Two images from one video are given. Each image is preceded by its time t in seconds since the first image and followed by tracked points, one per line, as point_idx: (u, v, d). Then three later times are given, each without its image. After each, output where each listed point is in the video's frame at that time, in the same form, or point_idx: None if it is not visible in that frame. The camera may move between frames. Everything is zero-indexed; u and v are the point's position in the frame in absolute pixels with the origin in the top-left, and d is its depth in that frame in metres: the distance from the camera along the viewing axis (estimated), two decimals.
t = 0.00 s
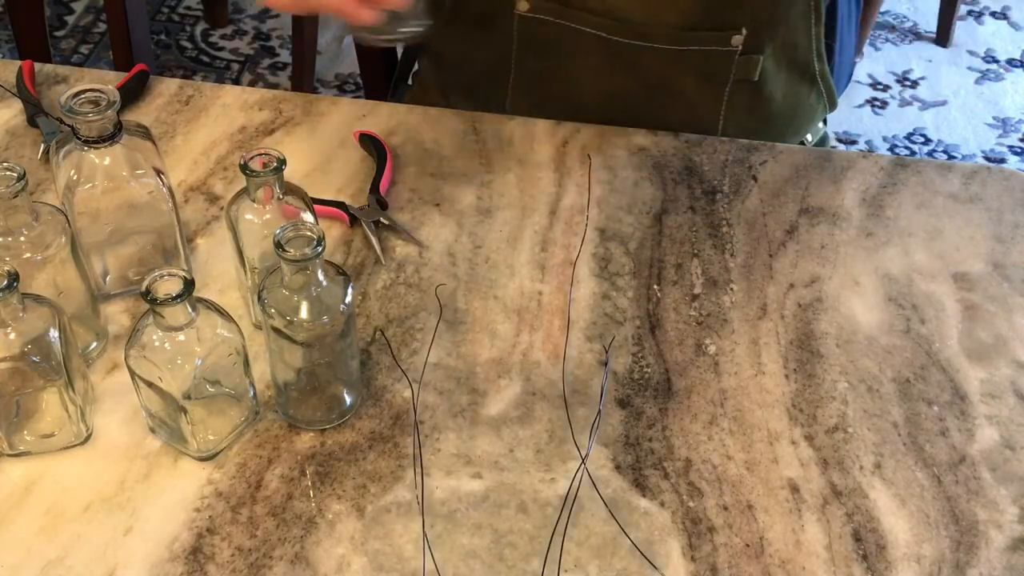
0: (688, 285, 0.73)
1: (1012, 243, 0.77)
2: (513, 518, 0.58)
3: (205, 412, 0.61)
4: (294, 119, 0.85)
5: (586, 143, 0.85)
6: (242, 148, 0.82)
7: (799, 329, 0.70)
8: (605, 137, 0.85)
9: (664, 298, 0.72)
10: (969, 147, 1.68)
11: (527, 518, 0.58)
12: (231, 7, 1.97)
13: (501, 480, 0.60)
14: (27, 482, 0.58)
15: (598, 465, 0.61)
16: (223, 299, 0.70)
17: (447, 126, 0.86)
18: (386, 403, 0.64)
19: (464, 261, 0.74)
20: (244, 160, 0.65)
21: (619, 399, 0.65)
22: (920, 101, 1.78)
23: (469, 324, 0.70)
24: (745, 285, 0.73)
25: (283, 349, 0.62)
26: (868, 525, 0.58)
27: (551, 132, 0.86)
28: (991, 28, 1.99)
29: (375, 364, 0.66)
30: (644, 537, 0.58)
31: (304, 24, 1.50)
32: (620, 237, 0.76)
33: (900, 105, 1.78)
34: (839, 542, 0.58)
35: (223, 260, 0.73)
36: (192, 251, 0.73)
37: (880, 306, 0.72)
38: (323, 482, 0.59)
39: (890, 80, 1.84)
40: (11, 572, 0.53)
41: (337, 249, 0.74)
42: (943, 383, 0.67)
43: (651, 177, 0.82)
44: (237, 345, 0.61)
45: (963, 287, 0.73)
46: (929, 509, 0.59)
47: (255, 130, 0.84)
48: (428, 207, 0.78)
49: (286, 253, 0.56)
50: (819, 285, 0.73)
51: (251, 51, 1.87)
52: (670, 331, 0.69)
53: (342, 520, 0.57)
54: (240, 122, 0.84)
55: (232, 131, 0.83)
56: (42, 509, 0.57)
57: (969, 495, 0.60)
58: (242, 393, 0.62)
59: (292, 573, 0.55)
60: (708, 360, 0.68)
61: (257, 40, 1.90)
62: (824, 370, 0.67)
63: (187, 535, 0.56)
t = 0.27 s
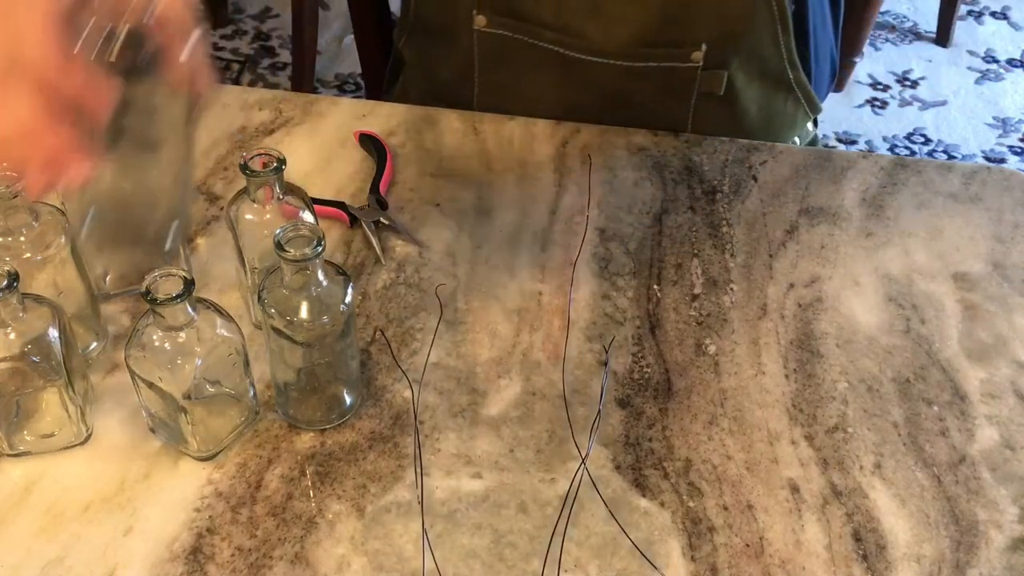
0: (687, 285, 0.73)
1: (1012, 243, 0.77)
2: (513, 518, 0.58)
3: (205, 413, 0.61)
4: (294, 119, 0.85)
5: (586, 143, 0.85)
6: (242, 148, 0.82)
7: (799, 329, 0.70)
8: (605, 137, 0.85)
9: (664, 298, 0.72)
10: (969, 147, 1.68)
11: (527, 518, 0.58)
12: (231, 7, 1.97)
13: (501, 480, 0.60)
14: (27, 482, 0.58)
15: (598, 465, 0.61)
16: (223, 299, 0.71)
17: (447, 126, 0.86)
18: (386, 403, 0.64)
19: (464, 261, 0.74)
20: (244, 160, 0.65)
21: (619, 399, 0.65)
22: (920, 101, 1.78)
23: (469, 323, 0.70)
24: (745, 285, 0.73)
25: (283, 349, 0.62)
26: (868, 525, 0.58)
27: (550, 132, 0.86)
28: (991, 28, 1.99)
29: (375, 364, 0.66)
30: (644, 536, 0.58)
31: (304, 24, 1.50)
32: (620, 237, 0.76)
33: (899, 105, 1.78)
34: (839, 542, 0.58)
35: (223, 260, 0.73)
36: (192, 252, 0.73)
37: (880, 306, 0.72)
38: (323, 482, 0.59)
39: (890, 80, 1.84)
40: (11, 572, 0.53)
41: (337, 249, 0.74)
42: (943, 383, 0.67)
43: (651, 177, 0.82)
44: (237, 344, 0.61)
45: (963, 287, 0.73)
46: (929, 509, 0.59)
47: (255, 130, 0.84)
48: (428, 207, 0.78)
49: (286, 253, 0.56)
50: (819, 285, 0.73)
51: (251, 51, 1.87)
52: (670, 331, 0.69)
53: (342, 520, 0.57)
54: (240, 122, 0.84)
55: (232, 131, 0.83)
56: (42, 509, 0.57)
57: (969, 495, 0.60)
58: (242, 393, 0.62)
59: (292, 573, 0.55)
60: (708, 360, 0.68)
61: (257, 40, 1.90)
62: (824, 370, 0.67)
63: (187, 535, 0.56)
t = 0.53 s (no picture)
0: (688, 285, 0.73)
1: (1011, 243, 0.77)
2: (514, 518, 0.58)
3: (205, 413, 0.61)
4: (294, 119, 0.85)
5: (586, 144, 0.85)
6: (242, 148, 0.82)
7: (799, 329, 0.70)
8: (605, 138, 0.85)
9: (664, 299, 0.72)
10: (969, 147, 1.67)
11: (527, 518, 0.58)
12: (231, 7, 1.97)
13: (501, 480, 0.60)
14: (27, 482, 0.58)
15: (598, 465, 0.61)
16: (223, 299, 0.71)
17: (448, 126, 0.86)
18: (386, 403, 0.64)
19: (464, 262, 0.74)
20: (244, 160, 0.66)
21: (619, 399, 0.65)
22: (920, 101, 1.78)
23: (469, 323, 0.70)
24: (745, 285, 0.73)
25: (283, 349, 0.62)
26: (868, 525, 0.58)
27: (550, 132, 0.86)
28: (991, 28, 1.99)
29: (375, 364, 0.66)
30: (644, 536, 0.58)
31: (304, 24, 1.50)
32: (620, 237, 0.76)
33: (899, 105, 1.78)
34: (839, 542, 0.58)
35: (223, 260, 0.73)
36: (192, 252, 0.73)
37: (880, 306, 0.72)
38: (323, 482, 0.59)
39: (890, 80, 1.84)
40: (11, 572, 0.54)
41: (337, 249, 0.74)
42: (943, 383, 0.67)
43: (651, 177, 0.82)
44: (237, 345, 0.62)
45: (963, 287, 0.73)
46: (929, 509, 0.59)
47: (255, 130, 0.84)
48: (427, 207, 0.78)
49: (287, 253, 0.56)
50: (819, 285, 0.73)
51: (251, 51, 1.87)
52: (670, 331, 0.70)
53: (342, 520, 0.57)
54: (240, 122, 0.84)
55: (232, 131, 0.83)
56: (42, 509, 0.57)
57: (969, 495, 0.60)
58: (242, 393, 0.63)
59: (292, 573, 0.55)
60: (708, 360, 0.68)
61: (257, 40, 1.90)
62: (824, 370, 0.67)
63: (187, 535, 0.56)
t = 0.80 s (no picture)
0: (688, 285, 0.73)
1: (1012, 243, 0.77)
2: (514, 518, 0.58)
3: (206, 412, 0.62)
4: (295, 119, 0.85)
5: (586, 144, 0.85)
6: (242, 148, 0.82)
7: (799, 329, 0.70)
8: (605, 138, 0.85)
9: (664, 299, 0.72)
10: (969, 147, 1.67)
11: (527, 518, 0.58)
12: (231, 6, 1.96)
13: (501, 480, 0.60)
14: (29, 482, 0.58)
15: (598, 465, 0.61)
16: (223, 300, 0.71)
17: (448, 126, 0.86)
18: (386, 403, 0.64)
19: (464, 262, 0.74)
20: (244, 160, 0.66)
21: (619, 399, 0.65)
22: (920, 101, 1.78)
23: (469, 323, 0.70)
24: (745, 285, 0.73)
25: (282, 349, 0.63)
26: (868, 525, 0.58)
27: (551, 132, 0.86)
28: (991, 28, 1.99)
29: (375, 364, 0.66)
30: (644, 536, 0.58)
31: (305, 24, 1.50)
32: (620, 237, 0.76)
33: (899, 105, 1.78)
34: (839, 542, 0.58)
35: (223, 261, 0.73)
36: (192, 252, 0.73)
37: (879, 306, 0.72)
38: (323, 482, 0.59)
39: (890, 80, 1.84)
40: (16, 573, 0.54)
41: (337, 249, 0.74)
42: (942, 382, 0.67)
43: (651, 177, 0.82)
44: (237, 344, 0.62)
45: (963, 287, 0.73)
46: (929, 509, 0.59)
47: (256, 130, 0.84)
48: (428, 207, 0.78)
49: (287, 253, 0.56)
50: (819, 285, 0.73)
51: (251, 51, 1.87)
52: (670, 331, 0.70)
53: (342, 520, 0.57)
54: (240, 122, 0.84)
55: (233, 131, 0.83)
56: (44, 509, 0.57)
57: (969, 495, 0.60)
58: (242, 393, 0.63)
59: (292, 573, 0.55)
60: (708, 360, 0.68)
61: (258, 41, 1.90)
62: (824, 370, 0.67)
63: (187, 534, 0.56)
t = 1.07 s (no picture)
0: (687, 285, 0.73)
1: (1011, 243, 0.77)
2: (514, 518, 0.58)
3: (205, 412, 0.62)
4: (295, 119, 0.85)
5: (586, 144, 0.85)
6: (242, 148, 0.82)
7: (799, 329, 0.70)
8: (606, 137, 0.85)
9: (664, 299, 0.72)
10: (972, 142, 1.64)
11: (527, 518, 0.58)
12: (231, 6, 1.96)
13: (501, 480, 0.60)
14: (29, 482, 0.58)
15: (598, 465, 0.61)
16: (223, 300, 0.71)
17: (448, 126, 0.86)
18: (386, 403, 0.64)
19: (464, 262, 0.74)
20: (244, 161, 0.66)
21: (619, 399, 0.65)
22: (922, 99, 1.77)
23: (469, 323, 0.70)
24: (745, 285, 0.73)
25: (282, 349, 0.63)
26: (868, 524, 0.58)
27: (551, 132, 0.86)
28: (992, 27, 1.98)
29: (376, 364, 0.66)
30: (644, 536, 0.58)
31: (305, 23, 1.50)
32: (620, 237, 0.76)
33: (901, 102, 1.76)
34: (839, 542, 0.58)
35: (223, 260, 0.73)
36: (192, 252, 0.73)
37: (879, 306, 0.72)
38: (323, 482, 0.59)
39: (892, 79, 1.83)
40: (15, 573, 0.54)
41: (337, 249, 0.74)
42: (943, 382, 0.67)
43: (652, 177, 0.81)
44: (237, 344, 0.63)
45: (963, 287, 0.73)
46: (929, 509, 0.59)
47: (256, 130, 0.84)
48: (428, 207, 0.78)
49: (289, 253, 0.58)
50: (819, 285, 0.73)
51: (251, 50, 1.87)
52: (670, 331, 0.70)
53: (342, 520, 0.57)
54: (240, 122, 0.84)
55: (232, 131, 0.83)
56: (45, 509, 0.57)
57: (969, 495, 0.60)
58: (242, 393, 0.63)
59: (292, 573, 0.55)
60: (708, 360, 0.68)
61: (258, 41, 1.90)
62: (824, 370, 0.67)
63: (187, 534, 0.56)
